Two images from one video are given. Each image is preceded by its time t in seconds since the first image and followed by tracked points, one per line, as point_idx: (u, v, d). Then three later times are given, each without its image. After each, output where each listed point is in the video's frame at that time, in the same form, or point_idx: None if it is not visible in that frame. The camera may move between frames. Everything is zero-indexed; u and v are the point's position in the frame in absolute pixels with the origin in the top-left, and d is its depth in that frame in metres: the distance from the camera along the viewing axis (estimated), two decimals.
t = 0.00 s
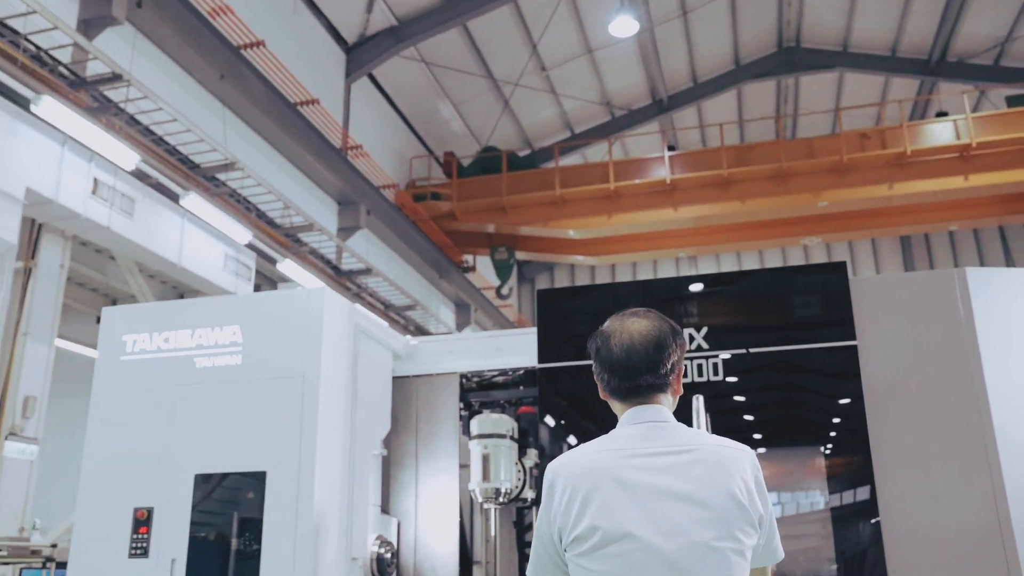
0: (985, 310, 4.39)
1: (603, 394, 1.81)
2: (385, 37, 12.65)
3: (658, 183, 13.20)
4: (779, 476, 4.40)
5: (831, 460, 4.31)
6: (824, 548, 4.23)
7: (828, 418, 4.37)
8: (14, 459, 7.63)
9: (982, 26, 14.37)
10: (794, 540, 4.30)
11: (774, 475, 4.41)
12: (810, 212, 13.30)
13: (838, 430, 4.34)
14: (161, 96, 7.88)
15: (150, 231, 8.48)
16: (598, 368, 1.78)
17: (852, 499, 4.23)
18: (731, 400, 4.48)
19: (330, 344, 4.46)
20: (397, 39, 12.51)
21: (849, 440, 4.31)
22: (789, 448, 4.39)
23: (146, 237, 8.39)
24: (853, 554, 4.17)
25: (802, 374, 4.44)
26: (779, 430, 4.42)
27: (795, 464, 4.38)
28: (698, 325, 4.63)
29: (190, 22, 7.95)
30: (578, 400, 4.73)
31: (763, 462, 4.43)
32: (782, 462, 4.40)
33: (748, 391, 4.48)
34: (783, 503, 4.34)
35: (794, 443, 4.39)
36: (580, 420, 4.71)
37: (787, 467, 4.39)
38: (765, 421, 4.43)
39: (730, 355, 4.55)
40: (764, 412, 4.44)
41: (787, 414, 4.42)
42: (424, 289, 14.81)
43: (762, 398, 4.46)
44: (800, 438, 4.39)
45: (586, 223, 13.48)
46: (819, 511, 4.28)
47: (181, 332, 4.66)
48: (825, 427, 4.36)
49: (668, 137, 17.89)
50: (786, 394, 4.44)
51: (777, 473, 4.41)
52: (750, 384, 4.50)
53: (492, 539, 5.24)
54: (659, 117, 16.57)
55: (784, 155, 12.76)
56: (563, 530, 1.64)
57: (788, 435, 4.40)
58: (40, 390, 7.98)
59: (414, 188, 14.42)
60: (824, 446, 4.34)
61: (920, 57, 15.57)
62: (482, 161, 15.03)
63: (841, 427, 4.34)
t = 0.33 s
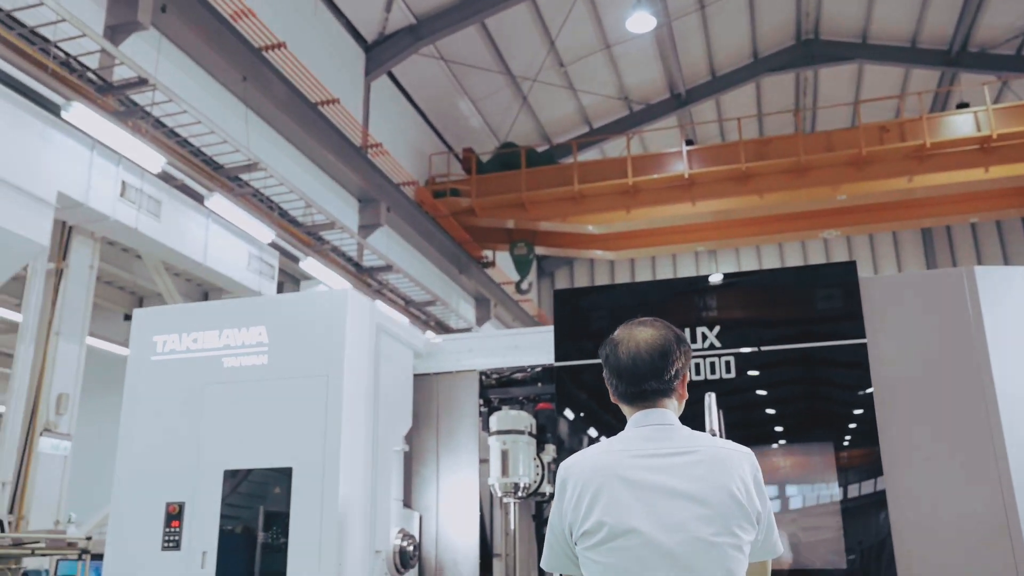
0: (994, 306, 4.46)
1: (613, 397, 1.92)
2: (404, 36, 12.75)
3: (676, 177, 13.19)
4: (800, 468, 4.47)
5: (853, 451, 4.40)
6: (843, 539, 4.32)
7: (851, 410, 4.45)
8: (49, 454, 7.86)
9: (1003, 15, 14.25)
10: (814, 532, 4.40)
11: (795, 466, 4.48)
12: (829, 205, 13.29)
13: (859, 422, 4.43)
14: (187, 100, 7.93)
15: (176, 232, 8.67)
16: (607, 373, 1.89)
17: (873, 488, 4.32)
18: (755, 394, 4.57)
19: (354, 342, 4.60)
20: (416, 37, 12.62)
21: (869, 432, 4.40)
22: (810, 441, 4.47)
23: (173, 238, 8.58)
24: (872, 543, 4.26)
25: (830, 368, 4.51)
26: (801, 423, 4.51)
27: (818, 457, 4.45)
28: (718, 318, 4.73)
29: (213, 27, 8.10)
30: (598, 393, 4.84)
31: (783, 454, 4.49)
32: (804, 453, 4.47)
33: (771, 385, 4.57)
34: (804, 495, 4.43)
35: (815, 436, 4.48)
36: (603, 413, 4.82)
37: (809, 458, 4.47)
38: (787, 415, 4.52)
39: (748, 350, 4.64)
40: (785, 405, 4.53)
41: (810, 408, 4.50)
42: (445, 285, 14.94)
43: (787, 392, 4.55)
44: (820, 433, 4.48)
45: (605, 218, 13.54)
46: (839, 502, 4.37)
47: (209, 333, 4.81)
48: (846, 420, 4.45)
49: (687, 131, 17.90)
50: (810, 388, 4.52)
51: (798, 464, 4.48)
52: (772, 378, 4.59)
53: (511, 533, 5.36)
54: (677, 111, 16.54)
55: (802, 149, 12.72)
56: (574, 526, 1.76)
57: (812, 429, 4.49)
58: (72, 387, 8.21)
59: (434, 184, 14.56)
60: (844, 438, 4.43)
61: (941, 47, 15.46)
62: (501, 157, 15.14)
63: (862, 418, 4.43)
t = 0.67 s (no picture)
0: (993, 303, 4.53)
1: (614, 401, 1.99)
2: (416, 30, 12.82)
3: (687, 169, 13.21)
4: (818, 457, 4.55)
5: (864, 440, 4.47)
6: (853, 527, 4.40)
7: (861, 400, 4.53)
8: (70, 447, 8.01)
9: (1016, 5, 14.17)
10: (826, 519, 4.48)
11: (810, 454, 4.57)
12: (840, 197, 13.31)
13: (871, 411, 4.50)
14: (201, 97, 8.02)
15: (192, 228, 8.81)
16: (608, 378, 1.97)
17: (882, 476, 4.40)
18: (768, 386, 4.65)
19: (366, 338, 4.71)
20: (428, 31, 12.70)
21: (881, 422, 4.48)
22: (823, 432, 4.56)
23: (189, 234, 8.72)
24: (882, 531, 4.34)
25: (837, 356, 4.61)
26: (814, 412, 4.59)
27: (831, 447, 4.54)
28: (729, 309, 4.82)
29: (230, 27, 8.09)
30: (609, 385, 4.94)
31: (797, 443, 4.58)
32: (817, 443, 4.57)
33: (784, 376, 4.66)
34: (817, 483, 4.51)
35: (828, 427, 4.56)
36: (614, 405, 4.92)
37: (823, 448, 4.56)
38: (800, 405, 4.61)
39: (760, 342, 4.73)
40: (798, 397, 4.61)
41: (820, 398, 4.58)
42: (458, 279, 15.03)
43: (799, 383, 4.63)
44: (831, 424, 4.56)
45: (616, 210, 13.60)
46: (850, 489, 4.44)
47: (225, 331, 4.93)
48: (859, 410, 4.52)
49: (698, 123, 17.91)
50: (821, 380, 4.61)
51: (812, 451, 4.57)
52: (786, 369, 4.68)
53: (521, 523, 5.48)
54: (688, 103, 16.51)
55: (812, 140, 12.72)
56: (575, 522, 1.85)
57: (823, 418, 4.57)
58: (92, 381, 8.36)
59: (445, 177, 14.66)
60: (855, 427, 4.50)
61: (953, 37, 15.38)
62: (513, 149, 15.20)
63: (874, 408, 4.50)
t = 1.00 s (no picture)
0: (992, 302, 4.61)
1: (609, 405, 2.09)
2: (426, 26, 12.88)
3: (697, 164, 13.23)
4: (828, 449, 4.63)
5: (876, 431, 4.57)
6: (862, 517, 4.49)
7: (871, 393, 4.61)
8: (89, 442, 8.16)
9: None
10: (835, 510, 4.57)
11: (820, 445, 4.65)
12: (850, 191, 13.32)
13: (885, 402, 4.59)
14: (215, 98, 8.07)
15: (205, 226, 8.94)
16: (604, 382, 2.07)
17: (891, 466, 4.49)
18: (781, 379, 4.74)
19: (378, 337, 4.82)
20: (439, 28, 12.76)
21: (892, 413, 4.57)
22: (835, 424, 4.64)
23: (203, 233, 8.86)
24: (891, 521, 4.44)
25: (846, 349, 4.69)
26: (825, 406, 4.67)
27: (841, 440, 4.61)
28: (739, 302, 4.90)
29: (244, 28, 8.14)
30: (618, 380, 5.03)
31: (809, 434, 4.67)
32: (827, 436, 4.64)
33: (797, 370, 4.74)
34: (827, 475, 4.60)
35: (838, 420, 4.64)
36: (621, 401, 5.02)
37: (832, 441, 4.63)
38: (813, 398, 4.69)
39: (773, 336, 4.81)
40: (811, 390, 4.70)
41: (830, 391, 4.67)
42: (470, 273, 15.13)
43: (811, 378, 4.71)
44: (841, 416, 4.64)
45: (627, 205, 13.65)
46: (859, 479, 4.53)
47: (240, 329, 5.05)
48: (870, 401, 4.61)
49: (708, 117, 17.88)
50: (831, 373, 4.69)
51: (823, 442, 4.64)
52: (798, 363, 4.76)
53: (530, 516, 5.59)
54: (698, 97, 16.48)
55: (823, 134, 12.71)
56: (573, 520, 1.95)
57: (835, 411, 4.65)
58: (109, 376, 8.52)
59: (455, 173, 14.75)
60: (868, 418, 4.59)
61: (966, 29, 15.28)
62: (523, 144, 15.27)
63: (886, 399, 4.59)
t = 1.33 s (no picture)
0: (993, 298, 4.69)
1: (608, 404, 2.18)
2: (437, 23, 12.96)
3: (707, 158, 13.24)
4: (838, 443, 4.72)
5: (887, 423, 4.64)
6: (872, 508, 4.57)
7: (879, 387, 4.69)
8: (108, 437, 8.34)
9: None
10: (839, 502, 4.68)
11: (831, 438, 4.75)
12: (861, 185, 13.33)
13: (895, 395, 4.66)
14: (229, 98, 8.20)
15: (220, 224, 9.06)
16: (605, 382, 2.16)
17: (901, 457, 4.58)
18: (794, 374, 4.79)
19: (391, 333, 4.92)
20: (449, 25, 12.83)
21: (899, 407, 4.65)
22: (846, 417, 4.71)
23: (219, 231, 8.99)
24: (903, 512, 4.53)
25: (858, 343, 4.75)
26: (836, 399, 4.73)
27: (851, 434, 4.69)
28: (750, 296, 4.96)
29: (258, 29, 8.24)
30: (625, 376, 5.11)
31: (821, 428, 4.76)
32: (839, 430, 4.72)
33: (809, 365, 4.79)
34: (841, 467, 4.69)
35: (850, 414, 4.70)
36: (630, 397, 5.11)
37: (843, 434, 4.72)
38: (824, 392, 4.75)
39: (785, 330, 4.86)
40: (822, 384, 4.76)
41: (842, 385, 4.73)
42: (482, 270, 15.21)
43: (823, 371, 4.77)
44: (854, 408, 4.71)
45: (637, 199, 13.68)
46: (870, 470, 4.62)
47: (256, 328, 5.16)
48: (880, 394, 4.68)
49: (720, 111, 17.92)
50: (843, 366, 4.75)
51: (833, 436, 4.75)
52: (809, 357, 4.81)
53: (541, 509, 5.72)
54: (709, 91, 16.49)
55: (833, 128, 12.71)
56: (575, 513, 2.05)
57: (846, 405, 4.72)
58: (128, 373, 8.67)
59: (467, 169, 14.83)
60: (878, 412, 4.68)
61: (979, 21, 15.21)
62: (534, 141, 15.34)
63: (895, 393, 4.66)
